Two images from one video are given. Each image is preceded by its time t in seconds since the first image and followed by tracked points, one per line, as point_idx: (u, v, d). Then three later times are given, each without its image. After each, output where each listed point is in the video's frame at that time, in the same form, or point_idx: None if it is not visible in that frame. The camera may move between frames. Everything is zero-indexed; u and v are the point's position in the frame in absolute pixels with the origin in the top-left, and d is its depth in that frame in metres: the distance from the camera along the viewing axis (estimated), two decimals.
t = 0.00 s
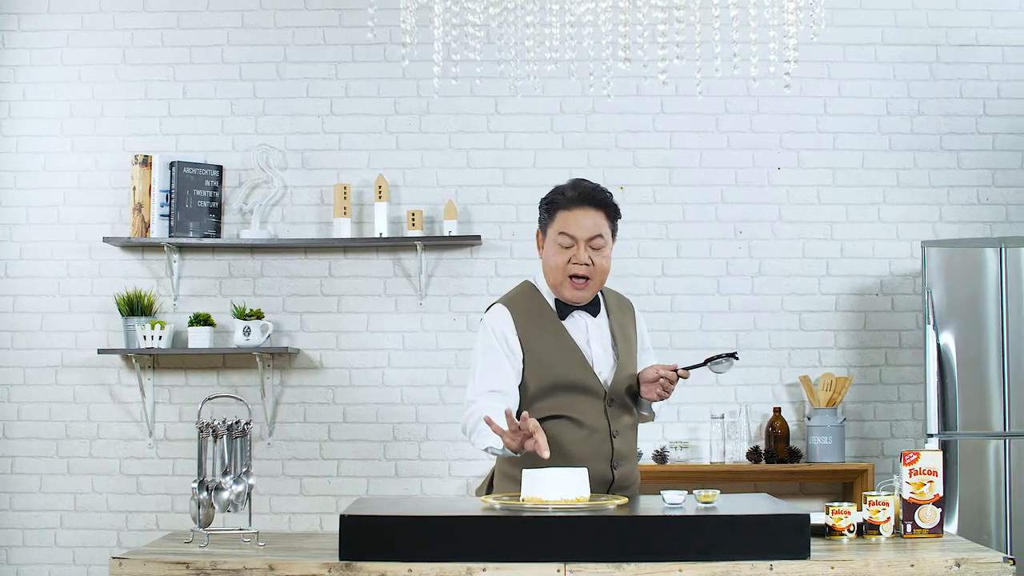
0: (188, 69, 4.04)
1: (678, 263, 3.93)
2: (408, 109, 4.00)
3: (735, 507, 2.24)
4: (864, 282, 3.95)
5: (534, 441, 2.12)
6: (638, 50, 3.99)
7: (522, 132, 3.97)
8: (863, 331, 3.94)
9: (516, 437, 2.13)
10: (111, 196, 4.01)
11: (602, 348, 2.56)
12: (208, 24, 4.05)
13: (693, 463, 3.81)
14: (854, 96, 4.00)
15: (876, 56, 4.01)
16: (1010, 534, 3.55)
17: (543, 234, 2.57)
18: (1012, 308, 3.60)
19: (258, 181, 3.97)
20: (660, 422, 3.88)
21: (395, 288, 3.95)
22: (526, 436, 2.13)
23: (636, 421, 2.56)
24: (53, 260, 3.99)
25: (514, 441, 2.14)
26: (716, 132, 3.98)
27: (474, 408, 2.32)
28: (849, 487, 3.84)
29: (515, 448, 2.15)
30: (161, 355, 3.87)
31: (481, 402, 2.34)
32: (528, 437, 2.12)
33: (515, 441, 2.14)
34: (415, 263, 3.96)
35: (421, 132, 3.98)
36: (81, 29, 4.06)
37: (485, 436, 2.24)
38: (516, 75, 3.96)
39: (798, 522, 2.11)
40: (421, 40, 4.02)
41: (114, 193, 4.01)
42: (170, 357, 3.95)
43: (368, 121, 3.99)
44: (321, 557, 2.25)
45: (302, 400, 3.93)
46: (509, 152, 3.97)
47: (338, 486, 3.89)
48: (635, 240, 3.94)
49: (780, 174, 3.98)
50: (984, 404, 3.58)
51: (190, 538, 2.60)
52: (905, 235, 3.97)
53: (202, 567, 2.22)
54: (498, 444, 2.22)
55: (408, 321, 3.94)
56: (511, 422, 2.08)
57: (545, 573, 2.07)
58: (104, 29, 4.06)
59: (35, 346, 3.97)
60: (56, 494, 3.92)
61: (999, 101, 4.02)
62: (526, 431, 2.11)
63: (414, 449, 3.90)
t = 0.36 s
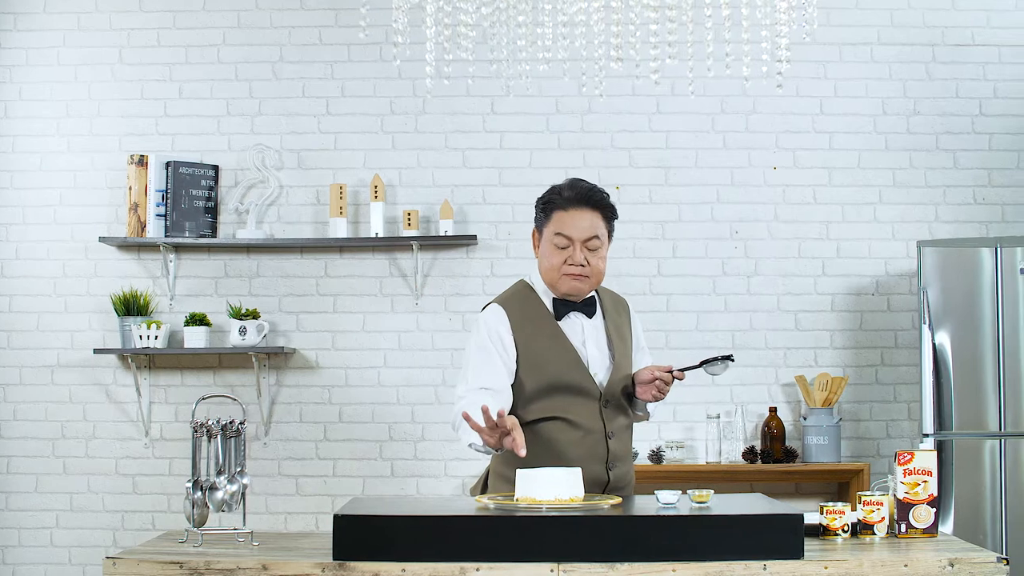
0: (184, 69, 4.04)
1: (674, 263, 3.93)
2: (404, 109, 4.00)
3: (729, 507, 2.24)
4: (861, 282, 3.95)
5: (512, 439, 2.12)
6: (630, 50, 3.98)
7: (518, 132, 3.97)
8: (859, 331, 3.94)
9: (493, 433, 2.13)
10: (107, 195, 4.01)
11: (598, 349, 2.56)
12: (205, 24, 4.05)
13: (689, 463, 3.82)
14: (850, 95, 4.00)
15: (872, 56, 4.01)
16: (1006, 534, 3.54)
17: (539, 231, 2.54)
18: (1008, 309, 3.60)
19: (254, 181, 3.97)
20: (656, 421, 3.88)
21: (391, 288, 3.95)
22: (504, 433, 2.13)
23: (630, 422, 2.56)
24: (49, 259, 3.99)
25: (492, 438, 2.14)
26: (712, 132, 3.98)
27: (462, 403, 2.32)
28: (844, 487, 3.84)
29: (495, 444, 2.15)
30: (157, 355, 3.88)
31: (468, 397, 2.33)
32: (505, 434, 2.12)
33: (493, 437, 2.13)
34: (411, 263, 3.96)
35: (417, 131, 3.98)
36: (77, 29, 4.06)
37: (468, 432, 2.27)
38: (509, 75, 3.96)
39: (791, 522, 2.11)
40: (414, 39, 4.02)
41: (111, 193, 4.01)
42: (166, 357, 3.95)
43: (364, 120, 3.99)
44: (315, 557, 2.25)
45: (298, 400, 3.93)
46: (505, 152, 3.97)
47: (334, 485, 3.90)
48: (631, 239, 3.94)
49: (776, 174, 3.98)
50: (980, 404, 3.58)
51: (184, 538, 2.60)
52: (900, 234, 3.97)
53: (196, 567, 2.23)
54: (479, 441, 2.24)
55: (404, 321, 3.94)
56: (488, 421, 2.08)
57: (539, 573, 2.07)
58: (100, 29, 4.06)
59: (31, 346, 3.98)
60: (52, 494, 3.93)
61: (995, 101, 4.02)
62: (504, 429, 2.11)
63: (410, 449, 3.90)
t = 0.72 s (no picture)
0: (181, 69, 4.04)
1: (671, 263, 3.93)
2: (400, 109, 4.00)
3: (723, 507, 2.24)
4: (857, 282, 3.95)
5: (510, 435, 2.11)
6: (623, 50, 3.98)
7: (514, 132, 3.97)
8: (855, 331, 3.93)
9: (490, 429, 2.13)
10: (104, 195, 4.01)
11: (594, 349, 2.56)
12: (201, 24, 4.05)
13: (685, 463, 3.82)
14: (846, 95, 4.00)
15: (868, 56, 4.01)
16: (1002, 534, 3.54)
17: (534, 233, 2.54)
18: (1004, 309, 3.60)
19: (250, 181, 3.97)
20: (652, 421, 3.88)
21: (387, 288, 3.95)
22: (502, 429, 2.13)
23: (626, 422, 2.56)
24: (46, 259, 3.99)
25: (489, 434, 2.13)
26: (708, 132, 3.98)
27: (460, 398, 2.33)
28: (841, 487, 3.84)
29: (491, 440, 2.15)
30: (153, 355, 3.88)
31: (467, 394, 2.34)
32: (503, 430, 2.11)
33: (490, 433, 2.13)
34: (407, 263, 3.96)
35: (414, 132, 3.98)
36: (73, 29, 4.06)
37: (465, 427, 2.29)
38: (502, 75, 3.96)
39: (785, 522, 2.11)
40: (407, 40, 4.02)
41: (107, 193, 4.01)
42: (162, 357, 3.95)
43: (360, 120, 3.99)
44: (309, 557, 2.25)
45: (294, 400, 3.93)
46: (501, 152, 3.97)
47: (330, 485, 3.90)
48: (627, 239, 3.94)
49: (773, 174, 3.98)
50: (975, 404, 3.58)
51: (178, 537, 2.60)
52: (897, 234, 3.97)
53: (189, 567, 2.22)
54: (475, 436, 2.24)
55: (400, 321, 3.94)
56: (486, 416, 2.08)
57: (532, 573, 2.07)
58: (97, 28, 4.06)
59: (27, 346, 3.98)
60: (49, 494, 3.93)
61: (991, 101, 4.02)
62: (501, 424, 2.10)
63: (407, 449, 3.90)
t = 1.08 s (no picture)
0: (176, 68, 4.04)
1: (666, 262, 3.93)
2: (396, 108, 4.00)
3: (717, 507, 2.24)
4: (852, 282, 3.95)
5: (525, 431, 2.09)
6: (614, 49, 3.98)
7: (510, 131, 3.97)
8: (851, 331, 3.93)
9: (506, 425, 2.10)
10: (100, 195, 4.01)
11: (587, 349, 2.55)
12: (197, 24, 4.05)
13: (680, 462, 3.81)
14: (842, 95, 4.00)
15: (864, 56, 4.01)
16: (997, 534, 3.54)
17: (525, 231, 2.54)
18: (999, 308, 3.60)
19: (246, 180, 3.97)
20: (648, 421, 3.88)
21: (382, 288, 3.95)
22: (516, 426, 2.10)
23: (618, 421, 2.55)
24: (41, 259, 3.99)
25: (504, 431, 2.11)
26: (703, 131, 3.98)
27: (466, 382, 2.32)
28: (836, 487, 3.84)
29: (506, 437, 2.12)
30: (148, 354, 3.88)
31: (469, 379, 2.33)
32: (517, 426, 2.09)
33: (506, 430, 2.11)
34: (402, 263, 3.96)
35: (409, 131, 3.98)
36: (68, 29, 4.06)
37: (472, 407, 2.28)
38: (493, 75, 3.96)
39: (778, 522, 2.11)
40: (398, 39, 4.02)
41: (103, 192, 4.01)
42: (158, 356, 3.95)
43: (356, 120, 4.00)
44: (302, 556, 2.25)
45: (289, 399, 3.93)
46: (497, 151, 3.97)
47: (326, 485, 3.90)
48: (622, 239, 3.94)
49: (768, 174, 3.98)
50: (971, 403, 3.58)
51: (172, 536, 2.60)
52: (892, 234, 3.97)
53: (183, 566, 2.22)
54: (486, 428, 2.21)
55: (396, 320, 3.94)
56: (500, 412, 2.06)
57: (525, 572, 2.07)
58: (93, 28, 4.06)
59: (23, 345, 3.98)
60: (44, 493, 3.93)
61: (986, 100, 4.02)
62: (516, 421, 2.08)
63: (402, 448, 3.90)
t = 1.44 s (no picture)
0: (172, 68, 4.04)
1: (662, 263, 3.93)
2: (391, 108, 4.00)
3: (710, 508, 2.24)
4: (848, 282, 3.95)
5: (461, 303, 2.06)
6: (605, 49, 3.98)
7: (506, 131, 3.97)
8: (847, 331, 3.93)
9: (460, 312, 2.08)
10: (96, 195, 4.01)
11: (577, 345, 2.53)
12: (193, 24, 4.05)
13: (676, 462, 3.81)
14: (838, 95, 4.00)
15: (860, 55, 4.01)
16: (993, 534, 3.54)
17: (519, 234, 2.57)
18: (994, 308, 3.60)
19: (242, 180, 3.97)
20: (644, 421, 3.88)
21: (378, 287, 3.95)
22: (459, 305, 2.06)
23: (608, 421, 2.51)
24: (37, 259, 3.99)
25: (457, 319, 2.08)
26: (699, 131, 3.98)
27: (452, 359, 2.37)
28: (832, 487, 3.84)
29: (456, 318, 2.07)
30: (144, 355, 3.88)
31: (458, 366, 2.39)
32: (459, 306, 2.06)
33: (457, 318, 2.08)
34: (398, 263, 3.96)
35: (405, 131, 3.99)
36: (64, 29, 4.06)
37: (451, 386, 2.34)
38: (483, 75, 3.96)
39: (771, 522, 2.11)
40: (389, 39, 4.02)
41: (99, 192, 4.01)
42: (153, 356, 3.96)
43: (352, 120, 4.00)
44: (295, 556, 2.25)
45: (285, 399, 3.93)
46: (493, 151, 3.97)
47: (322, 485, 3.90)
48: (618, 239, 3.94)
49: (764, 174, 3.97)
50: (966, 403, 3.58)
51: (166, 536, 2.60)
52: (888, 234, 3.97)
53: (176, 566, 2.22)
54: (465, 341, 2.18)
55: (392, 320, 3.94)
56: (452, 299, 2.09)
57: (518, 572, 2.07)
58: (88, 28, 4.06)
59: (19, 345, 3.98)
60: (41, 493, 3.93)
61: (982, 100, 4.01)
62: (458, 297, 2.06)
63: (398, 448, 3.90)
